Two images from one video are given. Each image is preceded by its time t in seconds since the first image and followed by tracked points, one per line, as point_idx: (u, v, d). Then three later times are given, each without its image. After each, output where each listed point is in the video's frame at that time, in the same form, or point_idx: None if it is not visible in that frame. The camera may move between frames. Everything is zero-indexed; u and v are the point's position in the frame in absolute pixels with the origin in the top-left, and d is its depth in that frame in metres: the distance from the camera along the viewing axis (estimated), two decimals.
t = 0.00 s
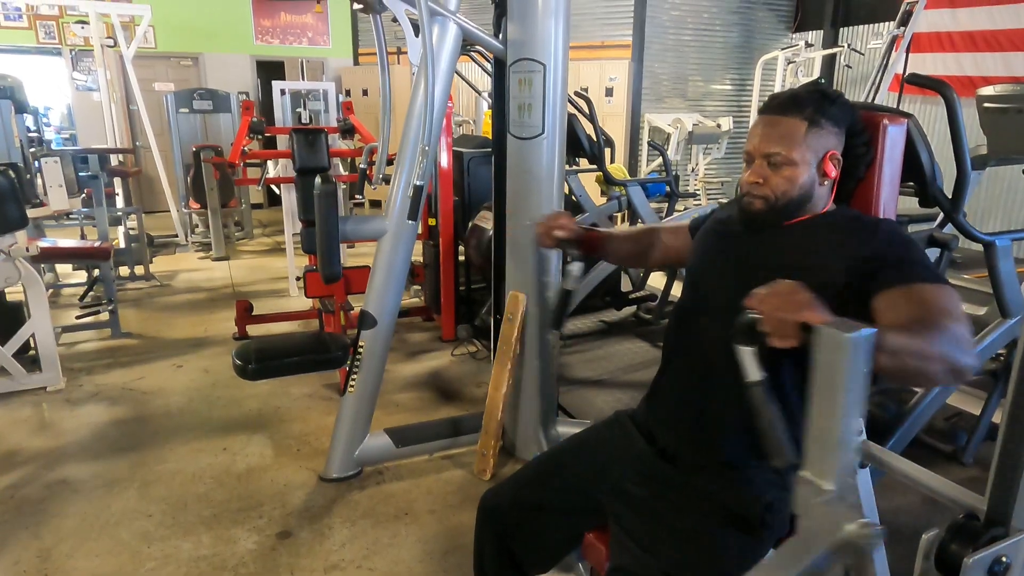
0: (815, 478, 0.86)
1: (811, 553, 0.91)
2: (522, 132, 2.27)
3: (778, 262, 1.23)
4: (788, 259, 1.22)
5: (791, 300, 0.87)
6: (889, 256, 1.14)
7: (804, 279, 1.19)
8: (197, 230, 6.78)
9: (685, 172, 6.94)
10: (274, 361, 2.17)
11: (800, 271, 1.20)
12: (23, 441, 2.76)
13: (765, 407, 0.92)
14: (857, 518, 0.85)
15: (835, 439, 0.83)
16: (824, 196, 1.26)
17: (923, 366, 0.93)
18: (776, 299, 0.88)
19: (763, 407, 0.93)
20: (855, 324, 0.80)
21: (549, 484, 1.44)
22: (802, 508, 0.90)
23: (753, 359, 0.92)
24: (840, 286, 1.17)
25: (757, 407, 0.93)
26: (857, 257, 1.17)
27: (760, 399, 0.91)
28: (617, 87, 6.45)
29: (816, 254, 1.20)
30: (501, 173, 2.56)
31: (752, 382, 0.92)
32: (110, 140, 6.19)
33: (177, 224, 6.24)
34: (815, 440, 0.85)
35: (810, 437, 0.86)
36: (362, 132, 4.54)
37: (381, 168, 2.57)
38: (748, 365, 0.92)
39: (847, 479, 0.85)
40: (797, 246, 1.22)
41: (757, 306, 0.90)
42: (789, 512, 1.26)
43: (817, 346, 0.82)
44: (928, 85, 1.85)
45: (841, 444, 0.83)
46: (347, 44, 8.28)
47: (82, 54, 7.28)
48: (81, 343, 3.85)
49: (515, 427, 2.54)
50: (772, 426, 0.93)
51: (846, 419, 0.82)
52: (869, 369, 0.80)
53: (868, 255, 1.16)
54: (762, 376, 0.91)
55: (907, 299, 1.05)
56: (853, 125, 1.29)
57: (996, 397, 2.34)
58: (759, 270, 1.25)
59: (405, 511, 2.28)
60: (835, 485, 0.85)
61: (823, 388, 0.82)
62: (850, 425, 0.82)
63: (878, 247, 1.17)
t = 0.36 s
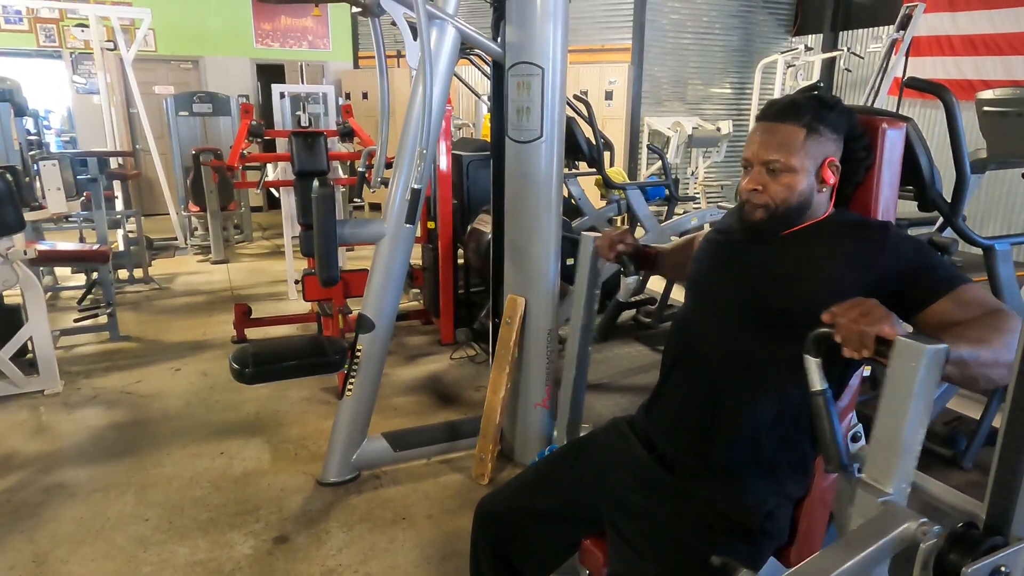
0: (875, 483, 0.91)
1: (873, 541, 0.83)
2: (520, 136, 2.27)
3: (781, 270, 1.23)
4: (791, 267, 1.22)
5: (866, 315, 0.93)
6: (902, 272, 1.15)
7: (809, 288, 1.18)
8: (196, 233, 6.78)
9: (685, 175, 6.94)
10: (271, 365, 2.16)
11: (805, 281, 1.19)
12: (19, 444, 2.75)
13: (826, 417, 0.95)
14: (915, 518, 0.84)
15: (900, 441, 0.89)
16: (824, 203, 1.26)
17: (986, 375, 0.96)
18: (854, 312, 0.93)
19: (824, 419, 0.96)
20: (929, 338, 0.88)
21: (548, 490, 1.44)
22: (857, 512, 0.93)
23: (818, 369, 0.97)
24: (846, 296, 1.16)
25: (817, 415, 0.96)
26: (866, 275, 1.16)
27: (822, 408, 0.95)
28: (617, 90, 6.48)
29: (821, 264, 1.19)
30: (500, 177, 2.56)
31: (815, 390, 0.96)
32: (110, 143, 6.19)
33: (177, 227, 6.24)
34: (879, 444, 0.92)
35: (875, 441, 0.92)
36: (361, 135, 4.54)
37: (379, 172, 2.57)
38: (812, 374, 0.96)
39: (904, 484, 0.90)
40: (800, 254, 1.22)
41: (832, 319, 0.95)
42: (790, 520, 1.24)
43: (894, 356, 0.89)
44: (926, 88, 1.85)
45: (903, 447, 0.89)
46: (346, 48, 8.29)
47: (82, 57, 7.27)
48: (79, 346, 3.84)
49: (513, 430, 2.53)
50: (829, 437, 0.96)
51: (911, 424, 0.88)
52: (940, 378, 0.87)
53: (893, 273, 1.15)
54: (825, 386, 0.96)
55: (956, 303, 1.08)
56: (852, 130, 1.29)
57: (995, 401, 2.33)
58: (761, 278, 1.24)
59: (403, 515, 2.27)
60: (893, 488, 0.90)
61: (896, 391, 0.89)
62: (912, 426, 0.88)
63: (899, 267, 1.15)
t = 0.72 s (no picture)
0: (771, 494, 0.88)
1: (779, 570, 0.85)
2: (520, 138, 2.27)
3: (774, 271, 1.23)
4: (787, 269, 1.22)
5: (737, 312, 0.89)
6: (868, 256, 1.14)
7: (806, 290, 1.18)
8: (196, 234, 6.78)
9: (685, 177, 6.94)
10: (269, 367, 2.15)
11: (793, 278, 1.21)
12: (18, 446, 2.74)
13: (721, 421, 0.95)
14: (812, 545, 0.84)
15: (790, 454, 0.85)
16: (823, 204, 1.25)
17: (878, 365, 0.94)
18: (723, 312, 0.89)
19: (718, 419, 0.94)
20: (799, 338, 0.82)
21: (545, 492, 1.43)
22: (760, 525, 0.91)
23: (707, 372, 0.94)
24: (820, 286, 1.18)
25: (714, 418, 0.95)
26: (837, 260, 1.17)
27: (715, 412, 0.93)
28: (617, 92, 6.40)
29: (809, 262, 1.20)
30: (499, 178, 2.55)
31: (707, 395, 0.93)
32: (110, 145, 6.19)
33: (177, 229, 6.23)
34: (768, 456, 0.87)
35: (766, 452, 0.87)
36: (361, 137, 4.54)
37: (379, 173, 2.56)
38: (703, 379, 0.94)
39: (803, 496, 0.87)
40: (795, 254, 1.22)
41: (705, 318, 0.91)
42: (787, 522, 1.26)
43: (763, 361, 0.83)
44: (926, 90, 1.84)
45: (794, 460, 0.85)
46: (347, 49, 8.30)
47: (82, 59, 7.28)
48: (78, 348, 3.83)
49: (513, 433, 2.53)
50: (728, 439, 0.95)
51: (799, 437, 0.84)
52: (816, 383, 0.82)
53: (844, 255, 1.17)
54: (718, 390, 0.93)
55: (865, 294, 1.08)
56: (853, 131, 1.29)
57: (996, 403, 2.33)
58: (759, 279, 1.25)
59: (402, 518, 2.27)
60: (790, 502, 0.87)
61: (773, 404, 0.84)
62: (800, 438, 0.84)
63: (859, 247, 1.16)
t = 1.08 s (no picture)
0: (831, 487, 0.85)
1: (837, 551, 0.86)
2: (520, 139, 2.27)
3: (771, 272, 1.23)
4: (789, 272, 1.21)
5: (814, 311, 0.87)
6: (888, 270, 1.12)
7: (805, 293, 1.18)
8: (196, 236, 6.78)
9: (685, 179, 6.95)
10: (269, 368, 2.16)
11: (791, 279, 1.21)
12: (19, 447, 2.74)
13: (781, 418, 0.91)
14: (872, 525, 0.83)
15: (855, 445, 0.82)
16: (822, 206, 1.25)
17: (942, 377, 0.92)
18: (799, 307, 0.88)
19: (780, 417, 0.91)
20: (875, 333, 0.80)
21: (546, 493, 1.43)
22: (817, 519, 0.88)
23: (771, 367, 0.91)
24: (838, 295, 1.16)
25: (773, 416, 0.92)
26: (859, 274, 1.15)
27: (776, 408, 0.90)
28: (617, 93, 6.42)
29: (814, 266, 1.19)
30: (500, 179, 2.56)
31: (768, 391, 0.90)
32: (111, 147, 6.20)
33: (177, 231, 6.24)
34: (831, 448, 0.85)
35: (828, 443, 0.85)
36: (361, 139, 4.54)
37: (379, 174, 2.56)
38: (765, 374, 0.91)
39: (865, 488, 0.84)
40: (795, 257, 1.22)
41: (776, 317, 0.90)
42: (787, 523, 1.24)
43: (837, 353, 0.81)
44: (925, 91, 1.85)
45: (860, 452, 0.82)
46: (347, 51, 8.31)
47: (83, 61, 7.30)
48: (79, 349, 3.83)
49: (513, 434, 2.53)
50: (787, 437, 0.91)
51: (867, 427, 0.81)
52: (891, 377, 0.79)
53: (875, 269, 1.14)
54: (780, 385, 0.90)
55: (917, 310, 1.04)
56: (852, 134, 1.29)
57: (996, 404, 2.32)
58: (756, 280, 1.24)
59: (403, 519, 2.27)
60: (852, 493, 0.84)
61: (843, 396, 0.82)
62: (868, 430, 0.81)
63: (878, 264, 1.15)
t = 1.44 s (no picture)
0: (864, 485, 0.88)
1: (865, 542, 0.82)
2: (519, 141, 2.28)
3: (771, 274, 1.24)
4: (787, 274, 1.22)
5: (856, 315, 0.89)
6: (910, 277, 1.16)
7: (803, 293, 1.19)
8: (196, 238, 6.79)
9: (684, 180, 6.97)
10: (268, 370, 2.16)
11: (788, 280, 1.22)
12: (18, 449, 2.75)
13: (816, 420, 0.93)
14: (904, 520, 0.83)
15: (889, 443, 0.85)
16: (820, 208, 1.26)
17: (978, 376, 0.96)
18: (842, 311, 0.90)
19: (814, 419, 0.93)
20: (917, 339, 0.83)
21: (547, 494, 1.44)
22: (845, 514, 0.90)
23: (807, 370, 0.94)
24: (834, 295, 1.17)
25: (807, 417, 0.94)
26: (864, 278, 1.17)
27: (812, 411, 0.93)
28: (616, 95, 6.49)
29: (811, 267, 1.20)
30: (499, 181, 2.56)
31: (806, 393, 0.93)
32: (111, 149, 6.20)
33: (176, 233, 6.25)
34: (867, 446, 0.88)
35: (864, 440, 0.88)
36: (360, 140, 4.55)
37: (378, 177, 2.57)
38: (802, 377, 0.94)
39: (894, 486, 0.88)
40: (797, 258, 1.23)
41: (820, 320, 0.92)
42: (787, 523, 1.25)
43: (879, 357, 0.85)
44: (923, 93, 1.85)
45: (892, 450, 0.86)
46: (347, 53, 8.32)
47: (82, 63, 7.31)
48: (78, 351, 3.84)
49: (512, 435, 2.53)
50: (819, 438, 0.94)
51: (901, 428, 0.84)
52: (927, 381, 0.83)
53: (889, 274, 1.17)
54: (816, 388, 0.93)
55: (945, 308, 1.10)
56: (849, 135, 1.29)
57: (994, 404, 2.33)
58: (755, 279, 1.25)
59: (403, 520, 2.27)
60: (882, 491, 0.87)
61: (881, 396, 0.85)
62: (903, 429, 0.84)
63: (893, 272, 1.17)
